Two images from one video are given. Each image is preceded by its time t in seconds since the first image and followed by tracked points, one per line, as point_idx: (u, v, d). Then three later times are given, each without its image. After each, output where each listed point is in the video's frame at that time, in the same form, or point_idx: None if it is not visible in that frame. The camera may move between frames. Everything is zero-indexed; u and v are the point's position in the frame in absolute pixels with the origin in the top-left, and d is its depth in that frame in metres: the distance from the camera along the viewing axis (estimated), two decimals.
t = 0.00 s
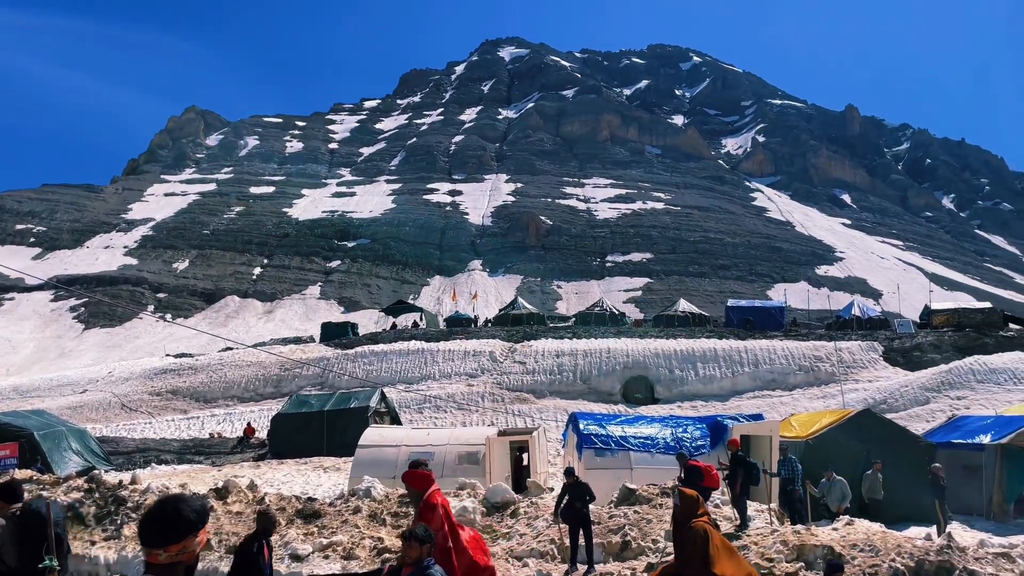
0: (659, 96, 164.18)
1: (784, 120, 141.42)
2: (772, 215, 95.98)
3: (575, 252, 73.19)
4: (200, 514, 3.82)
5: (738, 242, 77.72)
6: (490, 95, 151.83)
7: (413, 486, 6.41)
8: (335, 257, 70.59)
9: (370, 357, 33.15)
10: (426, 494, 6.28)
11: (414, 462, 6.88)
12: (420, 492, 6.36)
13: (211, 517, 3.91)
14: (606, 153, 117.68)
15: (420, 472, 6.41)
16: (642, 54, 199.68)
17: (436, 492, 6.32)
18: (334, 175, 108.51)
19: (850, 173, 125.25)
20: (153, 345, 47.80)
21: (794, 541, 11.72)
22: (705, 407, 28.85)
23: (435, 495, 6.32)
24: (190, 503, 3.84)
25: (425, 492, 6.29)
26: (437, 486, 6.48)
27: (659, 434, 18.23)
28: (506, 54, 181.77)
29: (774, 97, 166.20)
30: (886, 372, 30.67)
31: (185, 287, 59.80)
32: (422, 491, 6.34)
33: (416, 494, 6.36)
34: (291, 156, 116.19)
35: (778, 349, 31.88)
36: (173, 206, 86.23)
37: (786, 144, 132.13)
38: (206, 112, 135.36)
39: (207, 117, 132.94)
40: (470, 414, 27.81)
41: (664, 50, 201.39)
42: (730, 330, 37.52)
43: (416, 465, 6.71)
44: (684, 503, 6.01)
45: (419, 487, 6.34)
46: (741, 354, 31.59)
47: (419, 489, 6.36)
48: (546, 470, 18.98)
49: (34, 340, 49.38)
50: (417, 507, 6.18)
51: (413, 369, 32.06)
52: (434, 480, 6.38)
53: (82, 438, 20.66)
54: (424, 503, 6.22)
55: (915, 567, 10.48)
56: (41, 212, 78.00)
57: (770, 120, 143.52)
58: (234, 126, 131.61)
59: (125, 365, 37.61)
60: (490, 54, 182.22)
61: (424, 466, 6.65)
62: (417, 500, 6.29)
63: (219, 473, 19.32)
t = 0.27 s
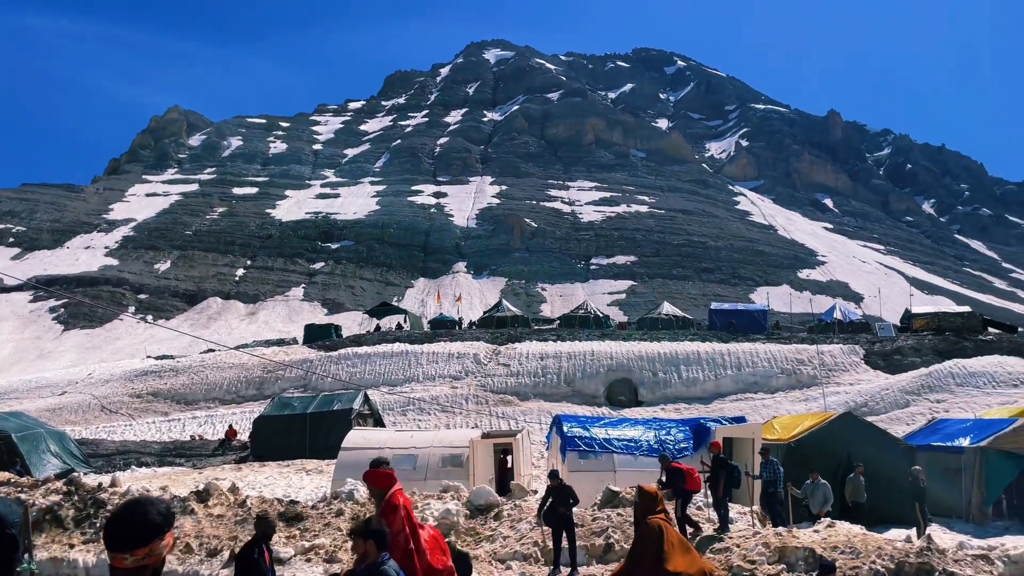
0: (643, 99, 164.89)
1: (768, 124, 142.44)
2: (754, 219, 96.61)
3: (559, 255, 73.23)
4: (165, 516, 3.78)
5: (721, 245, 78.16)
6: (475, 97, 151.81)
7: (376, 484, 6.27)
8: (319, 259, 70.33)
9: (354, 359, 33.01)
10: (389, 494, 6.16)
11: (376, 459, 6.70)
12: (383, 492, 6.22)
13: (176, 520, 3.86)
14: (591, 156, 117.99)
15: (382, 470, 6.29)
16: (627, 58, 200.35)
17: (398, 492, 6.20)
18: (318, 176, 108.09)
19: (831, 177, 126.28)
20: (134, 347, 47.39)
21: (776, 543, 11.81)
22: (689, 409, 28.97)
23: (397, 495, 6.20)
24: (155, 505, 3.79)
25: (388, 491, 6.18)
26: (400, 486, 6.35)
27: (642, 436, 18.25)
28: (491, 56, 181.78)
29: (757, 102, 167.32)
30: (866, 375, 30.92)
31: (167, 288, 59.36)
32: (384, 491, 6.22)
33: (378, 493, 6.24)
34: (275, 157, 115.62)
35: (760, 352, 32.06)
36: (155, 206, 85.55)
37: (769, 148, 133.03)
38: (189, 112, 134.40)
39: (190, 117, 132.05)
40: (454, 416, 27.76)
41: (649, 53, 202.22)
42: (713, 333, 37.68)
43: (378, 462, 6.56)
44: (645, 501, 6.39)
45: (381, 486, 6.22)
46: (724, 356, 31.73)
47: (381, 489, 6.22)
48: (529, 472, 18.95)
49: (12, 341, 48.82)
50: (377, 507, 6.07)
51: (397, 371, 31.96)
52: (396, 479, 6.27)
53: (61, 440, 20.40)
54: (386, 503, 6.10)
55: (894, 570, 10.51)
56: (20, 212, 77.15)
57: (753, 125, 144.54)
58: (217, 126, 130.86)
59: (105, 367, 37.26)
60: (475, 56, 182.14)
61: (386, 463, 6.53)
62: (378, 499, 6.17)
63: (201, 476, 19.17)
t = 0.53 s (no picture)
0: (629, 102, 165.45)
1: (753, 128, 143.32)
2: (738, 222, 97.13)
3: (545, 257, 73.28)
4: (126, 519, 3.75)
5: (706, 248, 78.52)
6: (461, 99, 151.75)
7: (339, 485, 6.40)
8: (303, 260, 70.06)
9: (338, 361, 32.90)
10: (352, 496, 6.28)
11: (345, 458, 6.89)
12: (346, 492, 6.38)
13: (138, 525, 3.82)
14: (577, 158, 118.20)
15: (347, 471, 6.43)
16: (613, 61, 200.90)
17: (361, 494, 6.34)
18: (303, 176, 107.67)
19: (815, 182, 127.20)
20: (116, 348, 46.98)
21: (759, 544, 11.85)
22: (673, 411, 29.05)
23: (359, 497, 6.33)
24: (116, 509, 3.77)
25: (350, 493, 6.31)
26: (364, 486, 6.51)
27: (627, 438, 18.29)
28: (477, 59, 181.71)
29: (741, 106, 168.37)
30: (849, 377, 31.14)
31: (149, 289, 58.95)
32: (348, 492, 6.36)
33: (342, 495, 6.38)
34: (260, 157, 115.08)
35: (744, 354, 32.21)
36: (138, 206, 84.91)
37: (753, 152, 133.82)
38: (173, 112, 133.49)
39: (173, 117, 131.27)
40: (439, 418, 27.72)
41: (634, 57, 202.92)
42: (697, 335, 37.80)
43: (343, 462, 6.70)
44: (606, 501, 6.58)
45: (344, 487, 6.35)
46: (709, 359, 31.85)
47: (344, 489, 6.35)
48: (514, 474, 18.93)
49: None
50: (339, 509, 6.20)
51: (381, 373, 31.88)
52: (359, 480, 6.42)
53: (42, 442, 20.21)
54: (349, 505, 6.24)
55: (876, 571, 10.79)
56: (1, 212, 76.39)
57: (738, 129, 145.35)
58: (201, 126, 130.17)
59: (86, 368, 36.94)
60: (461, 58, 182.02)
61: (352, 464, 6.68)
62: (342, 500, 6.30)
63: (182, 478, 19.04)
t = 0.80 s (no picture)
0: (614, 105, 165.96)
1: (736, 132, 144.20)
2: (722, 225, 97.66)
3: (529, 258, 73.40)
4: (78, 522, 3.77)
5: (690, 251, 78.89)
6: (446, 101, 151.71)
7: (292, 492, 6.26)
8: (287, 261, 69.77)
9: (322, 362, 32.76)
10: (307, 502, 6.15)
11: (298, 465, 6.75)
12: (300, 500, 6.22)
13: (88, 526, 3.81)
14: (562, 161, 118.40)
15: (300, 478, 6.27)
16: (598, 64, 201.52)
17: (317, 501, 6.20)
18: (286, 177, 107.15)
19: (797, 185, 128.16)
20: (96, 349, 46.53)
21: (742, 546, 11.88)
22: (657, 413, 29.13)
23: (315, 504, 6.17)
24: (68, 514, 3.77)
25: (306, 500, 6.17)
26: (319, 494, 6.36)
27: (610, 440, 18.29)
28: (462, 60, 181.70)
29: (726, 110, 169.42)
30: (830, 380, 31.40)
31: (130, 289, 58.52)
32: (302, 499, 6.22)
33: (296, 500, 6.23)
34: (243, 158, 114.46)
35: (727, 357, 32.37)
36: (119, 206, 84.18)
37: (737, 156, 134.64)
38: (155, 111, 132.54)
39: (155, 116, 130.33)
40: (423, 420, 27.70)
41: (619, 60, 203.69)
42: (681, 338, 37.91)
43: (297, 469, 6.57)
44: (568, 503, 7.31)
45: (299, 495, 6.21)
46: (692, 361, 31.99)
47: (299, 497, 6.22)
48: (498, 476, 18.86)
49: None
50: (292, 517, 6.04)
51: (365, 375, 31.80)
52: (314, 487, 6.27)
53: (20, 444, 19.98)
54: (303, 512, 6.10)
55: (856, 572, 10.90)
56: None
57: (722, 132, 146.19)
58: (184, 126, 129.34)
59: (66, 369, 36.55)
60: (446, 59, 181.92)
61: (306, 470, 6.55)
62: (296, 507, 6.17)
63: (164, 480, 18.87)
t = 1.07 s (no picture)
0: (598, 108, 166.52)
1: (720, 136, 145.09)
2: (706, 228, 98.19)
3: (514, 260, 73.47)
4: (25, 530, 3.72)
5: (674, 254, 79.24)
6: (431, 102, 151.53)
7: (244, 500, 6.36)
8: (270, 261, 69.40)
9: (305, 364, 32.62)
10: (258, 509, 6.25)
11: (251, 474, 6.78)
12: (252, 506, 6.35)
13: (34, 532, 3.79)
14: (547, 163, 118.57)
15: (251, 486, 6.38)
16: (584, 66, 202.08)
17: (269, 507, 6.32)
18: (270, 177, 106.63)
19: (780, 189, 129.07)
20: (76, 349, 46.07)
21: (724, 547, 11.95)
22: (640, 415, 29.21)
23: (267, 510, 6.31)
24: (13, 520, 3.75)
25: (257, 506, 6.28)
26: (271, 500, 6.51)
27: (594, 442, 18.28)
28: (448, 62, 181.59)
29: (710, 113, 170.35)
30: (812, 382, 31.60)
31: (111, 289, 58.01)
32: (254, 505, 6.34)
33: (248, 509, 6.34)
34: (226, 157, 113.75)
35: (710, 359, 32.52)
36: (99, 205, 83.41)
37: (721, 159, 135.41)
38: (138, 110, 131.50)
39: (137, 115, 129.31)
40: (407, 422, 27.63)
41: (604, 63, 204.35)
42: (664, 340, 38.07)
43: (249, 476, 6.61)
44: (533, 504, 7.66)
45: (250, 502, 6.31)
46: (675, 363, 32.12)
47: (251, 503, 6.33)
48: (482, 478, 18.78)
49: None
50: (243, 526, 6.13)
51: (349, 376, 31.68)
52: (266, 493, 6.40)
53: None
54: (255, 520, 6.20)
55: (837, 572, 11.00)
56: None
57: (706, 136, 147.03)
58: (166, 125, 128.45)
59: (45, 370, 36.16)
60: (432, 60, 181.78)
61: (259, 478, 6.62)
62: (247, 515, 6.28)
63: (144, 482, 18.74)
